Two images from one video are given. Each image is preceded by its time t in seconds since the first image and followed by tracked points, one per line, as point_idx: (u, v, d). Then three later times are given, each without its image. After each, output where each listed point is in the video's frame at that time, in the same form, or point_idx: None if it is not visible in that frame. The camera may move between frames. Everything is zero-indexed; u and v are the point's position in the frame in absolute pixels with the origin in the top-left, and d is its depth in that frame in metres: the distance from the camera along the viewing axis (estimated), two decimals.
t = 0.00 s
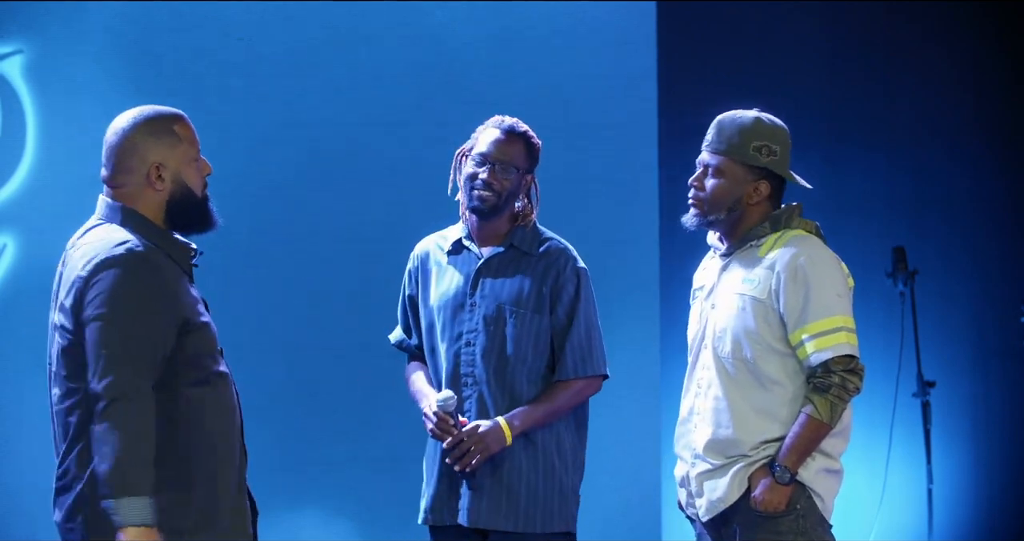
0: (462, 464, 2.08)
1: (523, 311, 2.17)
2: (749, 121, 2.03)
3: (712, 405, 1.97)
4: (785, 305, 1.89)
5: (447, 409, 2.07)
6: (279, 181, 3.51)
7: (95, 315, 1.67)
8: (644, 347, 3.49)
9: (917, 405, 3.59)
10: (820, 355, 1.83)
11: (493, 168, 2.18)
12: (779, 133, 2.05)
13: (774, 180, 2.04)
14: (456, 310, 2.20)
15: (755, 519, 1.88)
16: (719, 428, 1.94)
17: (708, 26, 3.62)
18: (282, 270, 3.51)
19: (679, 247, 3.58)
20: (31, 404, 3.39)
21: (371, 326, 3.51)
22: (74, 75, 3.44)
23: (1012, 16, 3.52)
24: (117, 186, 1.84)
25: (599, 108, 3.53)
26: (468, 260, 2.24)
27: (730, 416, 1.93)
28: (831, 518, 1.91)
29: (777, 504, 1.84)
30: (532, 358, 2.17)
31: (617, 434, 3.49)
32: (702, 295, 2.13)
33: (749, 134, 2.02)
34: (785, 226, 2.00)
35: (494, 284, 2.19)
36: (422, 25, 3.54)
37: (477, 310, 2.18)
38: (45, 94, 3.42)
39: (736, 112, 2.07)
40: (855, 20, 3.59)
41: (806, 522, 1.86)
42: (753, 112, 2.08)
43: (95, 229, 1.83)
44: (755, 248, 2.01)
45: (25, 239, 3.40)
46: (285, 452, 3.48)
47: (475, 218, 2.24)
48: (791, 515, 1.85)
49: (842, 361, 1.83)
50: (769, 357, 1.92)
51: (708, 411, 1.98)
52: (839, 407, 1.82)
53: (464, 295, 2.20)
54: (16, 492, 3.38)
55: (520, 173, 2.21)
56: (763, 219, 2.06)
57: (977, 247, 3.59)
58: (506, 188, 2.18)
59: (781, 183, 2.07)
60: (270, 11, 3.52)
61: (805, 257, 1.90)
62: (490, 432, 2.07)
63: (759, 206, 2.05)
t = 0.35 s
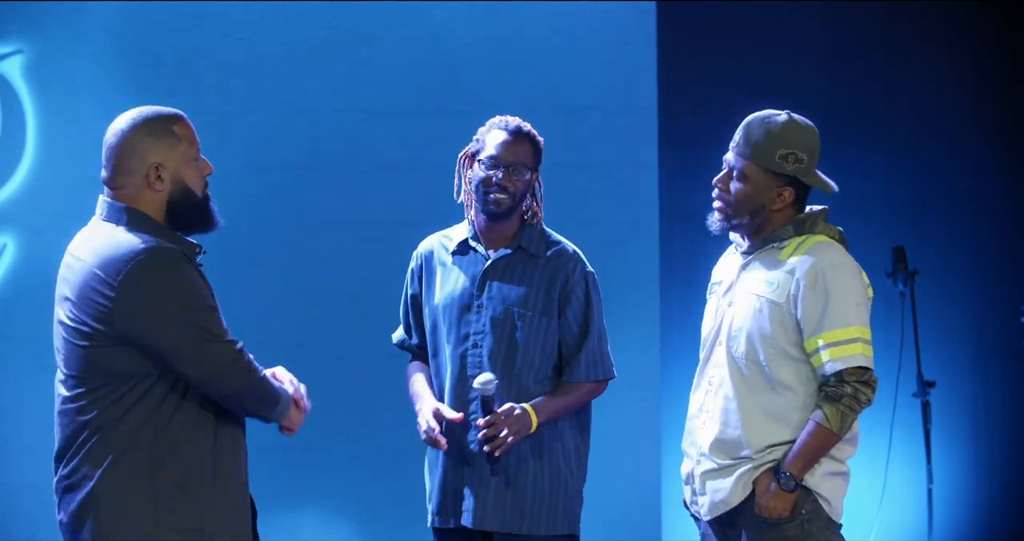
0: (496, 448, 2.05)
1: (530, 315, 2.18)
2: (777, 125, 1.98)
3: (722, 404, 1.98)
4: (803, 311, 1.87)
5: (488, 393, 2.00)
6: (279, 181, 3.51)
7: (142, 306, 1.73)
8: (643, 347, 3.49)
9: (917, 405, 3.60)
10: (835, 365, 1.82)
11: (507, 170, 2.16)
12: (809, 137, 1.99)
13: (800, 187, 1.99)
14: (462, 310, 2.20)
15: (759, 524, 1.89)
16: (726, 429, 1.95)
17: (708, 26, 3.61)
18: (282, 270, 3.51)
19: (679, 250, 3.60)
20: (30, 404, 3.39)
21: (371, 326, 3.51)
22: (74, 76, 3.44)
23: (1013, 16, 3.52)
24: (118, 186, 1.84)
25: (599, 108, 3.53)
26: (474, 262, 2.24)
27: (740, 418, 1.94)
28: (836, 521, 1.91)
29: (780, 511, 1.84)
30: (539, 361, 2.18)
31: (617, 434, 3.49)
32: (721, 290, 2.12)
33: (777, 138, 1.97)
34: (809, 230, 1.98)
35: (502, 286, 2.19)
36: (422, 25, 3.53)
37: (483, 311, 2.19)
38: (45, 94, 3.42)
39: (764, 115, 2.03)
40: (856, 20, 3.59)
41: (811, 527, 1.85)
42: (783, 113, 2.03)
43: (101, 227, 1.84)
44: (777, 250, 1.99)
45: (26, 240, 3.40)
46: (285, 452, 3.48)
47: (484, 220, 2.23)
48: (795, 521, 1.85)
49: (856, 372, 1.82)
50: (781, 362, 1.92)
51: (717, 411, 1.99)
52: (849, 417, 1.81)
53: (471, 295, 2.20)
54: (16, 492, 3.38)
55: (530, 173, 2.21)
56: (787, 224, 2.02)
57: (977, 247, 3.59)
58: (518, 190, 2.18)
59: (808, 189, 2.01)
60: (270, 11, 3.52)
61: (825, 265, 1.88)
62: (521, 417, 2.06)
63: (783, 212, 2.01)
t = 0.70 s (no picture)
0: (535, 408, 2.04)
1: (535, 315, 2.18)
2: (795, 123, 1.99)
3: (730, 408, 1.98)
4: (807, 317, 1.87)
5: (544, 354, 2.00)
6: (279, 181, 3.51)
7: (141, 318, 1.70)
8: (643, 347, 3.49)
9: (917, 405, 3.60)
10: (836, 373, 1.82)
11: (518, 170, 2.18)
12: (828, 137, 1.99)
13: (814, 186, 1.98)
14: (468, 311, 2.20)
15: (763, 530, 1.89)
16: (733, 433, 1.95)
17: (708, 26, 3.61)
18: (282, 270, 3.51)
19: (679, 251, 3.60)
20: (30, 404, 3.39)
21: (371, 326, 3.51)
22: (74, 76, 3.44)
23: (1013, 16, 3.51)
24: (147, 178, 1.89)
25: (599, 108, 3.53)
26: (479, 262, 2.24)
27: (746, 422, 1.94)
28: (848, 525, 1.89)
29: (785, 518, 1.85)
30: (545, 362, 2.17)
31: (617, 434, 3.49)
32: (735, 292, 2.11)
33: (793, 137, 1.98)
34: (817, 235, 1.97)
35: (507, 287, 2.19)
36: (421, 25, 3.53)
37: (489, 312, 2.19)
38: (45, 94, 3.41)
39: (783, 114, 2.03)
40: (856, 20, 3.59)
41: (816, 531, 1.86)
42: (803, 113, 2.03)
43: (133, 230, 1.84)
44: (785, 254, 1.98)
45: (26, 240, 3.40)
46: (284, 451, 3.48)
47: (493, 219, 2.23)
48: (800, 527, 1.86)
49: (857, 380, 1.82)
50: (790, 367, 1.92)
51: (725, 415, 1.99)
52: (853, 426, 1.80)
53: (476, 296, 2.21)
54: (16, 492, 3.38)
55: (539, 173, 2.22)
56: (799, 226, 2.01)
57: (977, 247, 3.59)
58: (528, 189, 2.19)
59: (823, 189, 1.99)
60: (269, 11, 3.52)
61: (830, 271, 1.87)
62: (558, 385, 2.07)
63: (795, 211, 2.00)
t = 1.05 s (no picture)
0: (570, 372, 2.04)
1: (536, 315, 2.18)
2: (791, 124, 1.97)
3: (726, 410, 1.99)
4: (795, 321, 1.87)
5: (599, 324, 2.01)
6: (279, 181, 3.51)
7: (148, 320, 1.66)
8: (643, 347, 3.50)
9: (917, 405, 3.60)
10: (821, 379, 1.80)
11: (518, 170, 2.18)
12: (827, 136, 1.96)
13: (816, 187, 1.97)
14: (469, 312, 2.20)
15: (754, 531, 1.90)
16: (727, 434, 1.97)
17: (708, 25, 3.61)
18: (282, 270, 3.50)
19: (678, 250, 3.61)
20: (30, 404, 3.39)
21: (371, 326, 3.51)
22: (74, 76, 3.44)
23: (1013, 16, 3.51)
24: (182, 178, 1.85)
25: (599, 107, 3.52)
26: (481, 262, 2.24)
27: (741, 423, 1.94)
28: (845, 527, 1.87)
29: (773, 520, 1.85)
30: (544, 365, 2.16)
31: (616, 433, 3.49)
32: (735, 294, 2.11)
33: (789, 139, 1.96)
34: (815, 238, 1.95)
35: (509, 288, 2.20)
36: (421, 25, 3.53)
37: (490, 312, 2.19)
38: (45, 94, 3.42)
39: (783, 114, 2.01)
40: (856, 20, 3.59)
41: (806, 534, 1.86)
42: (804, 112, 2.00)
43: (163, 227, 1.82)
44: (784, 255, 1.98)
45: (26, 240, 3.40)
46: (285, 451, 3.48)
47: (494, 220, 2.23)
48: (789, 529, 1.86)
49: (841, 387, 1.79)
50: (781, 370, 1.92)
51: (721, 417, 2.00)
52: (837, 432, 1.78)
53: (477, 296, 2.21)
54: (16, 492, 3.38)
55: (540, 172, 2.22)
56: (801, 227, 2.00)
57: (977, 247, 3.59)
58: (528, 188, 2.19)
59: (827, 190, 1.97)
60: (269, 10, 3.51)
61: (822, 275, 1.86)
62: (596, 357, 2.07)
63: (797, 212, 2.00)
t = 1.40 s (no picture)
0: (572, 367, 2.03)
1: (538, 314, 2.18)
2: (776, 127, 1.97)
3: (728, 413, 1.99)
4: (794, 325, 1.87)
5: (600, 317, 2.01)
6: (279, 181, 3.51)
7: (195, 316, 1.68)
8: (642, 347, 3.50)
9: (917, 405, 3.60)
10: (823, 383, 1.80)
11: (508, 170, 2.18)
12: (812, 135, 1.96)
13: (805, 188, 1.96)
14: (471, 311, 2.21)
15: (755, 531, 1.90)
16: (729, 438, 1.97)
17: (708, 25, 3.61)
18: (282, 270, 3.51)
19: (679, 250, 3.60)
20: (30, 404, 3.39)
21: (371, 326, 3.51)
22: (75, 76, 3.44)
23: (1013, 16, 3.51)
24: (177, 185, 1.83)
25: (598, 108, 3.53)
26: (485, 260, 2.24)
27: (742, 426, 1.95)
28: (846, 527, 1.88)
29: (775, 520, 1.85)
30: (544, 365, 2.16)
31: (616, 433, 3.49)
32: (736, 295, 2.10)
33: (773, 142, 1.96)
34: (813, 240, 1.95)
35: (511, 287, 2.20)
36: (421, 25, 3.53)
37: (492, 311, 2.19)
38: (45, 94, 3.41)
39: (769, 117, 2.01)
40: (856, 20, 3.59)
41: (807, 533, 1.86)
42: (790, 113, 2.00)
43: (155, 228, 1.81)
44: (781, 259, 1.98)
45: (26, 240, 3.40)
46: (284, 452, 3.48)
47: (494, 221, 2.23)
48: (791, 529, 1.86)
49: (842, 390, 1.79)
50: (781, 372, 1.91)
51: (723, 419, 2.00)
52: (839, 434, 1.78)
53: (480, 295, 2.21)
54: (16, 492, 3.38)
55: (535, 170, 2.21)
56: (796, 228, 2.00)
57: (977, 247, 3.59)
58: (522, 188, 2.18)
59: (818, 190, 1.96)
60: (269, 10, 3.51)
61: (819, 279, 1.86)
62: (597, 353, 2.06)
63: (789, 214, 1.99)
